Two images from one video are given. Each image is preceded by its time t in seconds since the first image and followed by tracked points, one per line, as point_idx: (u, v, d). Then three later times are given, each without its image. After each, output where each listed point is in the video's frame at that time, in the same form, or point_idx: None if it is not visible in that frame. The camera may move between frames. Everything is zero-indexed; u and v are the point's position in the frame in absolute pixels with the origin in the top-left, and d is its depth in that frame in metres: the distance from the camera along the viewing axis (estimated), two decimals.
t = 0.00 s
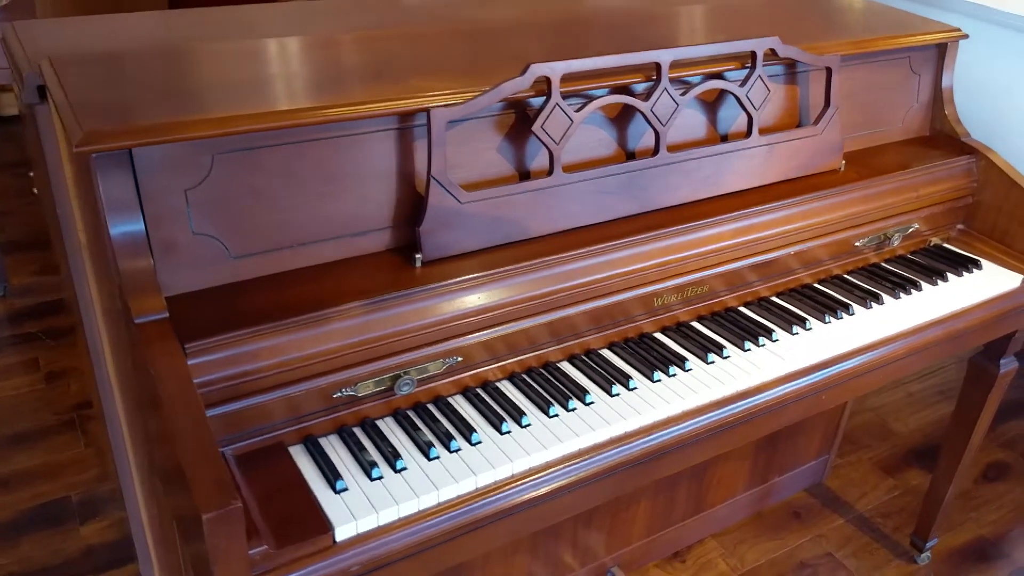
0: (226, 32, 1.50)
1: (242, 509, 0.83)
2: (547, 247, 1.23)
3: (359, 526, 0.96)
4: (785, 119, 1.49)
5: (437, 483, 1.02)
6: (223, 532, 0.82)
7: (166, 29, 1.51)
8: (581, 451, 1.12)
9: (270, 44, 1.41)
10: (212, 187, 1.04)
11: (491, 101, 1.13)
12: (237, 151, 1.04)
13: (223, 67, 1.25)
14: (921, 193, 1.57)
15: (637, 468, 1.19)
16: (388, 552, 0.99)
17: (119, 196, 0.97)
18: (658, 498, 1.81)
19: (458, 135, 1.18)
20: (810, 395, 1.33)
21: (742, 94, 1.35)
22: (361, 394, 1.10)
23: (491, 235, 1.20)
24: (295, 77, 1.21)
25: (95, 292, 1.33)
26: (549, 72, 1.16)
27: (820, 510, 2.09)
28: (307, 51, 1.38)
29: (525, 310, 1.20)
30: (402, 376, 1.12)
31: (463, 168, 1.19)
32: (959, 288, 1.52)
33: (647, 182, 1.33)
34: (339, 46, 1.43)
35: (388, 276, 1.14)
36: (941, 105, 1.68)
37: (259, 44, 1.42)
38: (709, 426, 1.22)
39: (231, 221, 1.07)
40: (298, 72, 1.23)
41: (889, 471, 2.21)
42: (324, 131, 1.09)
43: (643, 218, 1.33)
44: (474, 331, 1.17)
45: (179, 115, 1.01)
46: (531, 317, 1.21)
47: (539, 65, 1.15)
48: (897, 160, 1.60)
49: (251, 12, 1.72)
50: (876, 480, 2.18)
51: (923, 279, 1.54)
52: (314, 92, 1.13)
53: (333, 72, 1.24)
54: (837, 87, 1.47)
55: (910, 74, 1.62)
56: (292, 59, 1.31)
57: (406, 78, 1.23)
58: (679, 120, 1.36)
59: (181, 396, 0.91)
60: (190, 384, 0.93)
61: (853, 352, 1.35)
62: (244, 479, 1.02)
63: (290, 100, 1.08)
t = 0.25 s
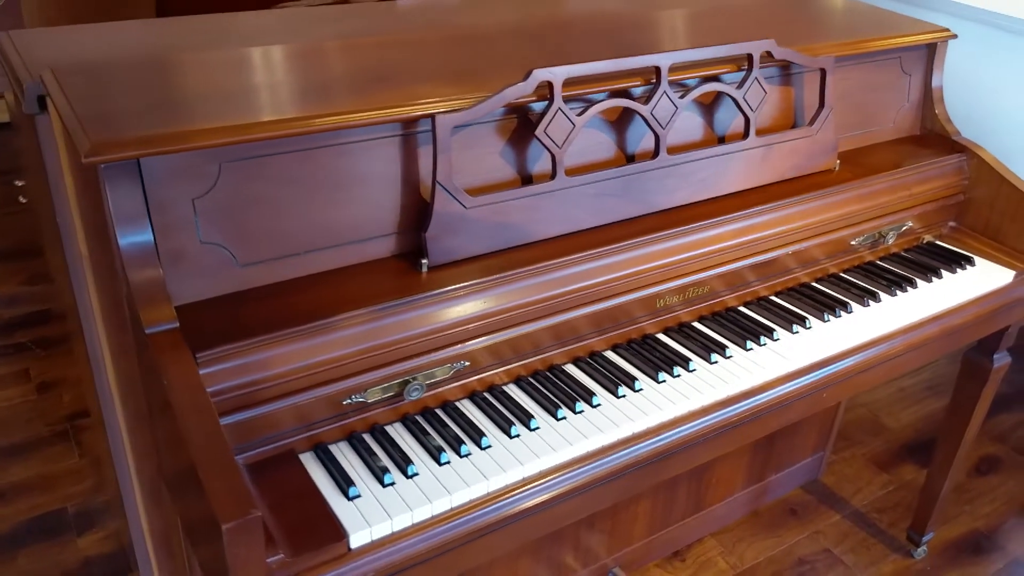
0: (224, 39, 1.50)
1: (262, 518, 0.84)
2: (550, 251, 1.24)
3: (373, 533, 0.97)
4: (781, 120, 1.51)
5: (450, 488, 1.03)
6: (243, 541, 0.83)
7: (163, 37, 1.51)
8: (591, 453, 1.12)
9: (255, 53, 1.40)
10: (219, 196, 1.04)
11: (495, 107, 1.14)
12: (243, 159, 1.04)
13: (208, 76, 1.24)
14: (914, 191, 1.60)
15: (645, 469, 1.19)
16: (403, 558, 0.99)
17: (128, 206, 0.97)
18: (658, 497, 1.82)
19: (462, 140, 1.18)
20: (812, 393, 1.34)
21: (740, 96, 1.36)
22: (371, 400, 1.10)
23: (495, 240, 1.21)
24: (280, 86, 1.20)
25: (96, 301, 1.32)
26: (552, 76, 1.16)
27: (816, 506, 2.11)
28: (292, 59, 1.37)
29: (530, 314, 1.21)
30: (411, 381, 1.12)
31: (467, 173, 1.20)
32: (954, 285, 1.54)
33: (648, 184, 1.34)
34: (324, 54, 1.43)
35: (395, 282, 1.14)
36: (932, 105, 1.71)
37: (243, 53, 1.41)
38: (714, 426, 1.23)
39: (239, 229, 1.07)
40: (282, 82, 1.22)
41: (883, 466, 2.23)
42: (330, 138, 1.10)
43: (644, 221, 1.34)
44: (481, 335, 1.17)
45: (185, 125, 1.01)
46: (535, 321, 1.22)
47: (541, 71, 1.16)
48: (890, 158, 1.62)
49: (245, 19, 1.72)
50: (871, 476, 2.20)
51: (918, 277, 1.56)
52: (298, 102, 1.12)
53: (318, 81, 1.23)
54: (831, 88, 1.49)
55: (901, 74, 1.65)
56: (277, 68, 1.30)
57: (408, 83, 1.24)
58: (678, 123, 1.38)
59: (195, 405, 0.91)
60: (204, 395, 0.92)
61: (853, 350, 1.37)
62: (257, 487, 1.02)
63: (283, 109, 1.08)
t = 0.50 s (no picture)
0: (223, 49, 1.50)
1: (287, 529, 0.84)
2: (557, 256, 1.25)
3: (392, 541, 0.97)
4: (777, 122, 1.52)
5: (466, 494, 1.03)
6: (269, 552, 0.83)
7: (159, 48, 1.51)
8: (603, 456, 1.13)
9: (238, 65, 1.37)
10: (230, 207, 1.04)
11: (501, 114, 1.14)
12: (253, 170, 1.05)
13: (190, 90, 1.21)
14: (908, 190, 1.62)
15: (655, 471, 1.21)
16: (423, 565, 0.99)
17: (140, 220, 0.97)
18: (661, 498, 1.83)
19: (468, 147, 1.19)
20: (815, 392, 1.36)
21: (738, 99, 1.38)
22: (385, 408, 1.11)
23: (502, 246, 1.22)
24: (264, 100, 1.17)
25: (100, 313, 1.32)
26: (557, 83, 1.18)
27: (814, 503, 2.13)
28: (277, 70, 1.34)
29: (538, 319, 1.22)
30: (424, 388, 1.13)
31: (474, 180, 1.21)
32: (949, 282, 1.56)
33: (650, 188, 1.35)
34: (308, 63, 1.40)
35: (405, 290, 1.15)
36: (923, 105, 1.73)
37: (224, 65, 1.37)
38: (722, 426, 1.24)
39: (249, 240, 1.07)
40: (267, 95, 1.20)
41: (878, 462, 2.26)
42: (339, 148, 1.10)
43: (647, 224, 1.35)
44: (491, 342, 1.18)
45: (194, 136, 1.01)
46: (543, 326, 1.23)
47: (546, 77, 1.17)
48: (883, 158, 1.64)
49: (240, 29, 1.72)
50: (866, 472, 2.23)
51: (914, 274, 1.58)
52: (282, 117, 1.10)
53: (303, 93, 1.20)
54: (825, 89, 1.51)
55: (892, 74, 1.67)
56: (261, 81, 1.27)
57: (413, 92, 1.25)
58: (679, 127, 1.39)
59: (215, 416, 0.91)
60: (223, 407, 0.92)
61: (854, 348, 1.39)
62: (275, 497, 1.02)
63: (291, 119, 1.08)
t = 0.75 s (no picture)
0: (219, 55, 1.49)
1: (306, 532, 0.84)
2: (559, 258, 1.26)
3: (406, 543, 0.97)
4: (771, 123, 1.54)
5: (477, 495, 1.04)
6: (288, 557, 0.83)
7: (153, 53, 1.50)
8: (610, 455, 1.14)
9: (217, 70, 1.34)
10: (236, 213, 1.04)
11: (504, 117, 1.15)
12: (260, 176, 1.05)
13: (168, 97, 1.19)
14: (898, 189, 1.65)
15: (660, 469, 1.22)
16: (436, 566, 1.00)
17: (148, 227, 0.97)
18: (657, 496, 1.85)
19: (471, 151, 1.20)
20: (813, 388, 1.38)
21: (733, 100, 1.40)
22: (393, 411, 1.11)
23: (506, 248, 1.23)
24: (243, 109, 1.15)
25: (100, 320, 1.31)
26: (559, 86, 1.19)
27: (806, 498, 2.16)
28: (256, 78, 1.31)
29: (542, 321, 1.22)
30: (432, 391, 1.13)
31: (477, 183, 1.22)
32: (939, 278, 1.59)
33: (649, 189, 1.37)
34: (289, 70, 1.38)
35: (412, 293, 1.15)
36: (911, 105, 1.76)
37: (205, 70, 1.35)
38: (724, 424, 1.26)
39: (256, 245, 1.07)
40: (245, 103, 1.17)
41: (866, 457, 2.29)
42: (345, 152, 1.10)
43: (645, 225, 1.37)
44: (496, 344, 1.19)
45: (200, 142, 1.00)
46: (546, 327, 1.23)
47: (547, 80, 1.18)
48: (872, 157, 1.67)
49: (232, 33, 1.71)
50: (856, 467, 2.26)
51: (905, 271, 1.61)
52: (261, 126, 1.07)
53: (276, 101, 1.17)
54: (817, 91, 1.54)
55: (881, 75, 1.70)
56: (239, 88, 1.25)
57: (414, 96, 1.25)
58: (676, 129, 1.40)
59: (228, 422, 0.91)
60: (237, 412, 0.92)
61: (850, 345, 1.41)
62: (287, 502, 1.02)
63: (297, 124, 1.08)
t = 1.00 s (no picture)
0: (213, 53, 1.49)
1: (323, 528, 0.85)
2: (561, 252, 1.27)
3: (419, 537, 0.98)
4: (764, 116, 1.56)
5: (487, 488, 1.05)
6: (306, 552, 0.84)
7: (145, 52, 1.49)
8: (615, 447, 1.16)
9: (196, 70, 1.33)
10: (242, 212, 1.04)
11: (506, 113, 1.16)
12: (265, 174, 1.05)
13: (152, 97, 1.18)
14: (890, 180, 1.67)
15: (664, 460, 1.23)
16: (449, 559, 1.01)
17: (156, 227, 0.96)
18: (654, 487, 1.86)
19: (473, 147, 1.20)
20: (811, 378, 1.40)
21: (729, 94, 1.41)
22: (401, 407, 1.12)
23: (509, 244, 1.23)
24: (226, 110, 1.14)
25: (101, 322, 1.30)
26: (560, 82, 1.20)
27: (798, 487, 2.18)
28: (237, 78, 1.30)
29: (545, 315, 1.23)
30: (439, 386, 1.14)
31: (479, 179, 1.22)
32: (931, 268, 1.62)
33: (648, 183, 1.38)
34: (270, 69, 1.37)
35: (417, 289, 1.16)
36: (900, 98, 1.79)
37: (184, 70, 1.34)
38: (726, 414, 1.27)
39: (262, 243, 1.07)
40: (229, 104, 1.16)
41: (857, 446, 2.32)
42: (349, 150, 1.11)
43: (644, 219, 1.38)
44: (501, 339, 1.19)
45: (205, 141, 1.00)
46: (550, 322, 1.24)
47: (548, 76, 1.19)
48: (864, 149, 1.69)
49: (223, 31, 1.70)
50: (847, 455, 2.28)
51: (897, 262, 1.63)
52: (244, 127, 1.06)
53: (263, 102, 1.17)
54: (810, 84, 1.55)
55: (871, 68, 1.72)
56: (219, 88, 1.24)
57: (414, 93, 1.26)
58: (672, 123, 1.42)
59: (241, 419, 0.91)
60: (250, 410, 0.93)
61: (847, 335, 1.43)
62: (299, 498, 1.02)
63: (301, 121, 1.09)
